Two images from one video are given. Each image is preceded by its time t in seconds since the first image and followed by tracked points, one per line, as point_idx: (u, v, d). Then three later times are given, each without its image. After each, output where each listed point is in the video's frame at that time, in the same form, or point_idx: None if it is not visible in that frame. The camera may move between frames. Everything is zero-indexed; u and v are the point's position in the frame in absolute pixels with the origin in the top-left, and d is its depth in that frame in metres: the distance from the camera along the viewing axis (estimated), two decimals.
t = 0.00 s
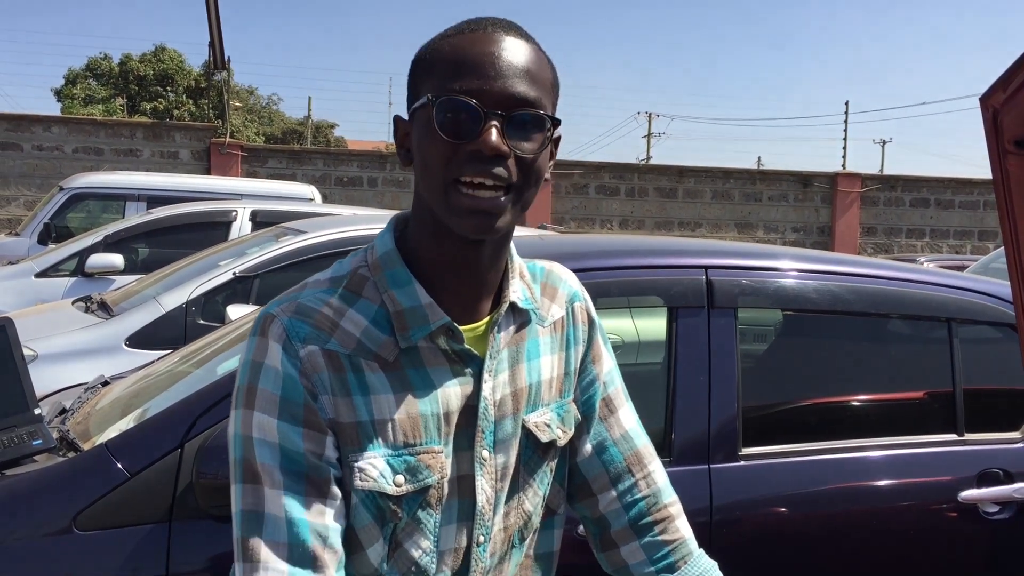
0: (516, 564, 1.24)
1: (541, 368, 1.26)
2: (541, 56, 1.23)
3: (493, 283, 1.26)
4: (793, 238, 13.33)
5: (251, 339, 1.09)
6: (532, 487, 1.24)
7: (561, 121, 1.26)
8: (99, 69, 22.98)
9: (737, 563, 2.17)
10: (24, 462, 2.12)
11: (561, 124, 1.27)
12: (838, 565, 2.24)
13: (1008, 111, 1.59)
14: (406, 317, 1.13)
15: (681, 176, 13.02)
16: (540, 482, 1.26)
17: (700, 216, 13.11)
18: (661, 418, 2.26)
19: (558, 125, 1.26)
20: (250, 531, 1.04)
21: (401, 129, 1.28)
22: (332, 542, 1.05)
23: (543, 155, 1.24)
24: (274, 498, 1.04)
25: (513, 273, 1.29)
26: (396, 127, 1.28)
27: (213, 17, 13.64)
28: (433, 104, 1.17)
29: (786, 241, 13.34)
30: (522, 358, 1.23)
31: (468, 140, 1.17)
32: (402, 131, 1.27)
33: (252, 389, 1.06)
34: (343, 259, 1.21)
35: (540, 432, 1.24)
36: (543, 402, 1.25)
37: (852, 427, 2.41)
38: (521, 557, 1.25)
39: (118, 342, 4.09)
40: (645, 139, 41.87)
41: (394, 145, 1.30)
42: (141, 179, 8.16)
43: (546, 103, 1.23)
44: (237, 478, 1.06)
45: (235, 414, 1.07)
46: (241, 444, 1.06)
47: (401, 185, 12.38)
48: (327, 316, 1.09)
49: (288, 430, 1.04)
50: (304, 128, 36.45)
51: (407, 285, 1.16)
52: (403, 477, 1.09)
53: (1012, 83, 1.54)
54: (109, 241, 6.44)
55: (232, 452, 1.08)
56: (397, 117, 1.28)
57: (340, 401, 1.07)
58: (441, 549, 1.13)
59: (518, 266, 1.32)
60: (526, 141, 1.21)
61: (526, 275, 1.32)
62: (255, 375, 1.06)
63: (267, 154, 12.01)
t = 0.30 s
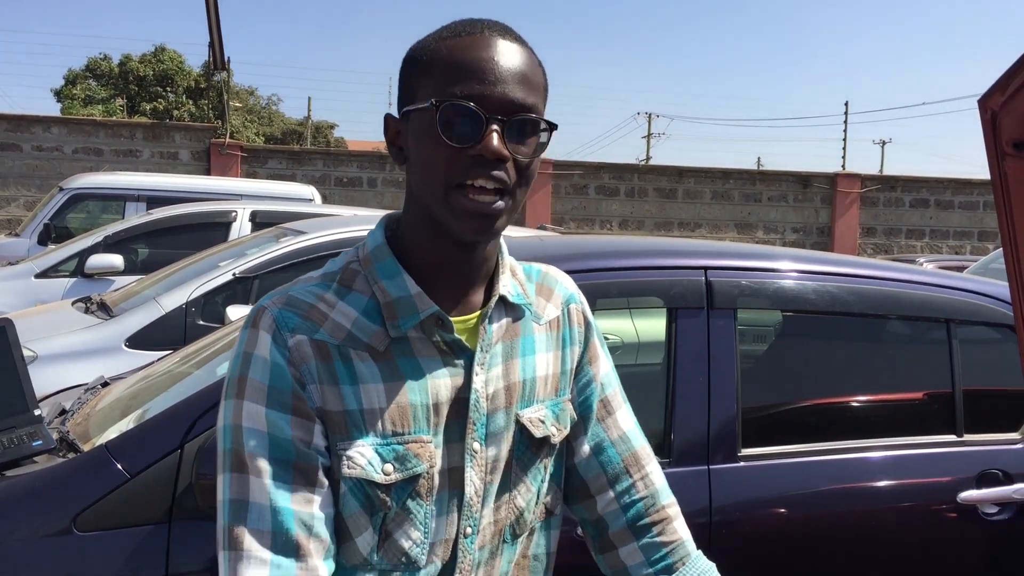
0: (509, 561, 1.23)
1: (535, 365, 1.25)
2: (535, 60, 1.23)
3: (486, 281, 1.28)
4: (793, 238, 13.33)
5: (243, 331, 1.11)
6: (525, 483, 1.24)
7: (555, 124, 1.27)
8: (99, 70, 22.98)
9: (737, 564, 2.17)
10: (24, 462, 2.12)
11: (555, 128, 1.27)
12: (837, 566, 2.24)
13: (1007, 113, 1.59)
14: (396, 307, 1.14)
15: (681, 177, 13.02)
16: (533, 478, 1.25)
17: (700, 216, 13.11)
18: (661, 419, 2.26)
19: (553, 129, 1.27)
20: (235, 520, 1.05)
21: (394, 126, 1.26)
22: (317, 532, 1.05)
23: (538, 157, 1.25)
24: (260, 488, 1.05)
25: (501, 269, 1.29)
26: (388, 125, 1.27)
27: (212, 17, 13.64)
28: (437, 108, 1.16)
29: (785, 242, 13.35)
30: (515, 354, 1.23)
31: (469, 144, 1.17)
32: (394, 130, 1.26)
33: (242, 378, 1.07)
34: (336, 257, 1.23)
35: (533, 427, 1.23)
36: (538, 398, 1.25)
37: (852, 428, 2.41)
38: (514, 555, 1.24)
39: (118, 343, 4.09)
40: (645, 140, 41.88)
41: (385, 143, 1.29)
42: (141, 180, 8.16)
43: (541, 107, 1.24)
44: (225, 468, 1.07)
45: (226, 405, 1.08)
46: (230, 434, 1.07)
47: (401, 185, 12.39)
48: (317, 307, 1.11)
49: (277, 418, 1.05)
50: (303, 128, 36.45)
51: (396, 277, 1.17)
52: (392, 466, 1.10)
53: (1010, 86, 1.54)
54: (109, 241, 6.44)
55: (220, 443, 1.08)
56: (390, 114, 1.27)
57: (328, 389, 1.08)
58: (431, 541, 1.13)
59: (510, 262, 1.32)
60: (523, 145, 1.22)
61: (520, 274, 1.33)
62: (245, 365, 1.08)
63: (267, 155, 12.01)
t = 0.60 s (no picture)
0: (504, 556, 1.22)
1: (524, 359, 1.25)
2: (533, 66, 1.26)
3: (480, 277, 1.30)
4: (795, 238, 13.33)
5: (231, 322, 1.15)
6: (516, 476, 1.22)
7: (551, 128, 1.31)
8: (100, 69, 22.99)
9: (738, 563, 2.17)
10: (25, 462, 2.12)
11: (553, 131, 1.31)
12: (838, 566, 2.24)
13: (1007, 113, 1.59)
14: (378, 298, 1.17)
15: (682, 176, 13.02)
16: (526, 472, 1.23)
17: (702, 216, 13.10)
18: (662, 419, 2.26)
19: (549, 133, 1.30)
20: (205, 504, 1.09)
21: (385, 125, 1.23)
22: (283, 519, 1.09)
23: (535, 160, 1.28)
24: (230, 473, 1.08)
25: (489, 264, 1.30)
26: (378, 123, 1.24)
27: (214, 17, 13.64)
28: (459, 115, 1.17)
29: (787, 241, 13.35)
30: (502, 347, 1.23)
31: (487, 150, 1.17)
32: (386, 128, 1.23)
33: (223, 367, 1.11)
34: (328, 255, 1.27)
35: (523, 420, 1.22)
36: (529, 391, 1.24)
37: (853, 428, 2.41)
38: (512, 549, 1.23)
39: (119, 343, 4.09)
40: (646, 139, 41.87)
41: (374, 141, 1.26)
42: (143, 179, 8.16)
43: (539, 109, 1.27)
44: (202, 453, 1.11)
45: (209, 393, 1.13)
46: (209, 420, 1.11)
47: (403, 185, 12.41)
48: (299, 299, 1.14)
49: (251, 405, 1.09)
50: (305, 128, 36.47)
51: (379, 269, 1.20)
52: (372, 451, 1.11)
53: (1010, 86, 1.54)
54: (110, 241, 6.44)
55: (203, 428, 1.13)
56: (380, 112, 1.24)
57: (306, 376, 1.10)
58: (416, 528, 1.14)
59: (497, 259, 1.33)
60: (527, 149, 1.24)
61: (511, 272, 1.33)
62: (228, 354, 1.11)
63: (269, 155, 12.02)
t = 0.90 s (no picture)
0: (509, 555, 1.23)
1: (534, 361, 1.25)
2: (537, 62, 1.24)
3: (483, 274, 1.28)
4: (800, 235, 13.30)
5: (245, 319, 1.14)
6: (524, 476, 1.23)
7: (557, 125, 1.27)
8: (105, 65, 23.04)
9: (742, 559, 2.17)
10: (31, 458, 2.13)
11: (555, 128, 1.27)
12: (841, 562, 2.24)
13: (1012, 110, 1.59)
14: (393, 298, 1.16)
15: (687, 173, 12.99)
16: (533, 473, 1.24)
17: (706, 212, 13.07)
18: (666, 416, 2.26)
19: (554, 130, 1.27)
20: (224, 498, 1.09)
21: (398, 126, 1.27)
22: (302, 514, 1.09)
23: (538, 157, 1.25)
24: (249, 468, 1.09)
25: (502, 266, 1.30)
26: (393, 125, 1.28)
27: (218, 14, 13.65)
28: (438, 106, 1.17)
29: (791, 238, 13.32)
30: (513, 349, 1.23)
31: (469, 139, 1.17)
32: (399, 130, 1.27)
33: (239, 363, 1.11)
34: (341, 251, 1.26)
35: (532, 422, 1.23)
36: (537, 393, 1.25)
37: (858, 424, 2.40)
38: (516, 548, 1.24)
39: (124, 339, 4.10)
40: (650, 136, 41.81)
41: (390, 143, 1.30)
42: (147, 176, 8.17)
43: (541, 106, 1.24)
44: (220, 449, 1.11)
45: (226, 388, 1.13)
46: (226, 416, 1.11)
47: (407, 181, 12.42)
48: (314, 296, 1.13)
49: (269, 401, 1.08)
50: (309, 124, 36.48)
51: (394, 269, 1.18)
52: (384, 451, 1.11)
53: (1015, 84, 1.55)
54: (115, 237, 6.46)
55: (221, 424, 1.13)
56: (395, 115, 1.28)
57: (321, 375, 1.10)
58: (427, 529, 1.14)
59: (509, 260, 1.32)
60: (523, 143, 1.22)
61: (521, 272, 1.33)
62: (244, 351, 1.11)
63: (273, 151, 12.03)
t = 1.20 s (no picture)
0: (516, 557, 1.25)
1: (555, 370, 1.26)
2: (564, 66, 1.23)
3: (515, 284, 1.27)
4: (803, 232, 13.29)
5: (287, 330, 1.08)
6: (540, 483, 1.25)
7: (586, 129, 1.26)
8: (109, 63, 23.08)
9: (747, 556, 2.16)
10: (37, 454, 2.14)
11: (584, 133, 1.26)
12: (846, 558, 2.24)
13: (1020, 104, 1.60)
14: (437, 314, 1.14)
15: (690, 169, 12.99)
16: (548, 479, 1.26)
17: (710, 209, 13.06)
18: (671, 412, 2.26)
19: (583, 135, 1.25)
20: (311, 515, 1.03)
21: (432, 142, 1.28)
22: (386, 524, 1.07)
23: (569, 162, 1.24)
24: (335, 482, 1.03)
25: (530, 277, 1.29)
26: (427, 141, 1.29)
27: (222, 12, 13.67)
28: (462, 116, 1.17)
29: (795, 235, 13.30)
30: (538, 359, 1.24)
31: (495, 149, 1.17)
32: (432, 145, 1.28)
33: (296, 378, 1.05)
34: (369, 253, 1.21)
35: (551, 431, 1.25)
36: (555, 401, 1.26)
37: (862, 420, 2.40)
38: (521, 550, 1.26)
39: (128, 335, 4.11)
40: (653, 133, 41.76)
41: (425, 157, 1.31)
42: (151, 172, 8.18)
43: (570, 112, 1.22)
44: (288, 466, 1.04)
45: (277, 402, 1.06)
46: (290, 432, 1.05)
47: (410, 178, 12.42)
48: (362, 310, 1.10)
49: (339, 416, 1.05)
50: (312, 122, 36.50)
51: (436, 283, 1.17)
52: (428, 470, 1.10)
53: None
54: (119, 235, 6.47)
55: (277, 442, 1.05)
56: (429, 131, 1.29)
57: (378, 391, 1.08)
58: (451, 542, 1.14)
59: (535, 267, 1.32)
60: (552, 150, 1.21)
61: (541, 277, 1.33)
62: (300, 365, 1.06)
63: (276, 149, 12.05)
